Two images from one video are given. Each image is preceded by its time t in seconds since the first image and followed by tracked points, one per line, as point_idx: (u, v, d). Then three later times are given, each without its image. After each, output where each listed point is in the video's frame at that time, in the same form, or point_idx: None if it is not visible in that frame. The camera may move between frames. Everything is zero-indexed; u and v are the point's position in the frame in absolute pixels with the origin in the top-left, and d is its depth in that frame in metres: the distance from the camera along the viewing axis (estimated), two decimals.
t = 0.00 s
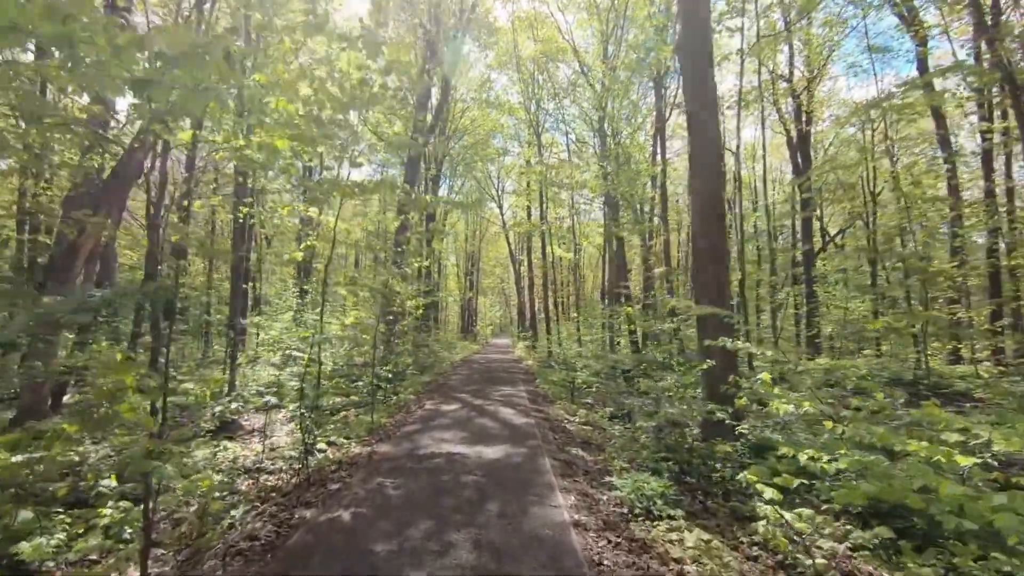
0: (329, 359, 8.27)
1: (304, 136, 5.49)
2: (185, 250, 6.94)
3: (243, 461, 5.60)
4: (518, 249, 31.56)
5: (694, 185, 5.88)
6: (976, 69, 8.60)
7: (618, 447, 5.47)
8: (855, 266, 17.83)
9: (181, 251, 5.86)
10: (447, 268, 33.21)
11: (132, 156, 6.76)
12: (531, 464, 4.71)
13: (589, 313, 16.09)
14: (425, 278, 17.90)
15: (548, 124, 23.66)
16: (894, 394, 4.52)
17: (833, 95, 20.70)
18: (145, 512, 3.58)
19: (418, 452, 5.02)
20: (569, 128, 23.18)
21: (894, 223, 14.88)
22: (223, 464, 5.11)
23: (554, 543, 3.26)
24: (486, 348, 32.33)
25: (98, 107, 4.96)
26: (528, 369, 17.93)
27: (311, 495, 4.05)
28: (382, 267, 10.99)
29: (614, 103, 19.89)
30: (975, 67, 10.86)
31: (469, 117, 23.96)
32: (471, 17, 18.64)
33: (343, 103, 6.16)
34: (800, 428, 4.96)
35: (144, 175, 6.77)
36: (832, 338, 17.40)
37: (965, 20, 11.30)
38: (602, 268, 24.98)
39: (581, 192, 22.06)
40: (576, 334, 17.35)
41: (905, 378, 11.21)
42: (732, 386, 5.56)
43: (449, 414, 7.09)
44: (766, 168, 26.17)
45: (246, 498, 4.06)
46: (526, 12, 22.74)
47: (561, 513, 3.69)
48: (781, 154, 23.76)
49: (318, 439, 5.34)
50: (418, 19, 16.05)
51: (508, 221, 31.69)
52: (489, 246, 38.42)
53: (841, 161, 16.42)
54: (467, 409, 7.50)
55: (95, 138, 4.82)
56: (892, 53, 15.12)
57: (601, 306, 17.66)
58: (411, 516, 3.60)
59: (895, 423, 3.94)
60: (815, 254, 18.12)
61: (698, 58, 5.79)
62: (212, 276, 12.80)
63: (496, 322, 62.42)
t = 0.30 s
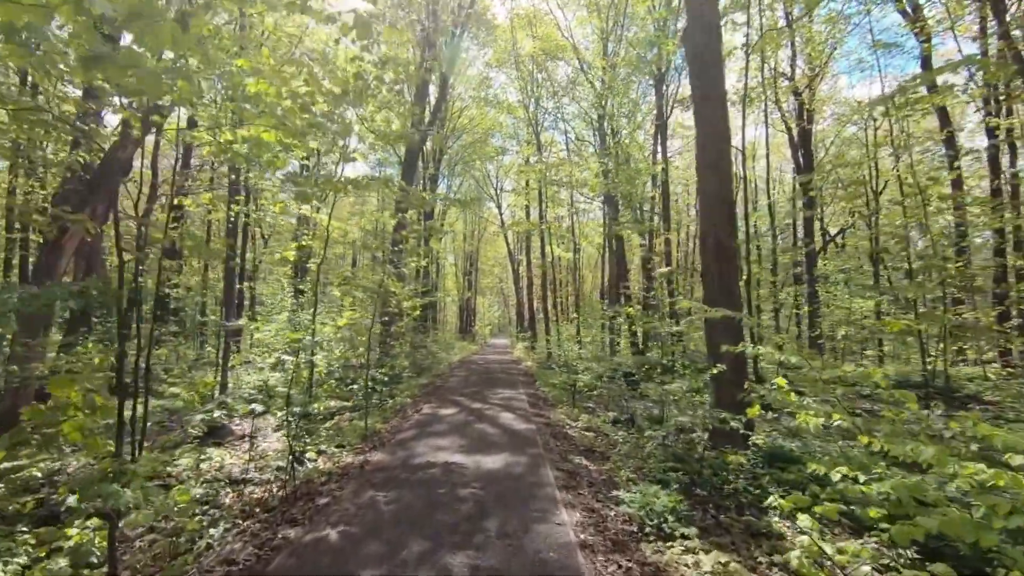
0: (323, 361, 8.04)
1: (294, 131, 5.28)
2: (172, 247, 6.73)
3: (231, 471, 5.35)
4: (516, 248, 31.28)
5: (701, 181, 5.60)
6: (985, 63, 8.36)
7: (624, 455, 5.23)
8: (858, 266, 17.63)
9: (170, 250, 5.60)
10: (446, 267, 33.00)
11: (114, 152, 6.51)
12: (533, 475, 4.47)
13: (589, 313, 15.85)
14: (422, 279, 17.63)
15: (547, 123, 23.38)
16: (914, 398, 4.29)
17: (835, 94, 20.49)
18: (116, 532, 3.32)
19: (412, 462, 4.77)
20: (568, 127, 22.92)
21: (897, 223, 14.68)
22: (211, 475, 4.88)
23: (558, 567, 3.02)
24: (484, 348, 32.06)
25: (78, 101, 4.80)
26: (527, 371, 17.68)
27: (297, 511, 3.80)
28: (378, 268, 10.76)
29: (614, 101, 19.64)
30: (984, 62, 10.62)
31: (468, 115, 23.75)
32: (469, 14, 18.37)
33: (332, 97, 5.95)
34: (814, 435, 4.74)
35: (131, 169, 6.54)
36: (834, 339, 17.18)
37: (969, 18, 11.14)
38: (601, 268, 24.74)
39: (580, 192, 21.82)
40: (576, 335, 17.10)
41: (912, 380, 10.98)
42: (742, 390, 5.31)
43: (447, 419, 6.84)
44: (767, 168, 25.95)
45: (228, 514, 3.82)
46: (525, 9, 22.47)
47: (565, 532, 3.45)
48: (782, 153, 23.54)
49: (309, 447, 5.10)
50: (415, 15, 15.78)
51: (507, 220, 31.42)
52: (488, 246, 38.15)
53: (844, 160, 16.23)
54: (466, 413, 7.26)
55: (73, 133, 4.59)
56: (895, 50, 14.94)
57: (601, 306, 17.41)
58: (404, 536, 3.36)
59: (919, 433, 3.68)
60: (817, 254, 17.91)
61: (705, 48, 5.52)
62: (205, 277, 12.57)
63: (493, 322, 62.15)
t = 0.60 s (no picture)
0: (315, 361, 7.79)
1: (285, 119, 5.05)
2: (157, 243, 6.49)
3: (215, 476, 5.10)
4: (515, 248, 31.03)
5: (707, 170, 5.30)
6: (995, 55, 8.14)
7: (628, 459, 4.99)
8: (860, 265, 17.41)
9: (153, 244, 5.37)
10: (444, 267, 32.76)
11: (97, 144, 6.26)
12: (533, 482, 4.23)
13: (587, 312, 15.63)
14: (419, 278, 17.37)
15: (545, 121, 23.15)
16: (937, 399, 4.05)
17: (837, 90, 20.25)
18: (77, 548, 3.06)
19: (405, 468, 4.53)
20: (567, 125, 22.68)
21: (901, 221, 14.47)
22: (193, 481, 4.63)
23: None
24: (483, 348, 31.82)
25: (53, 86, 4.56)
26: (525, 371, 17.43)
27: (280, 521, 3.56)
28: (373, 265, 10.51)
29: (613, 99, 19.41)
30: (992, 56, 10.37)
31: (466, 113, 23.50)
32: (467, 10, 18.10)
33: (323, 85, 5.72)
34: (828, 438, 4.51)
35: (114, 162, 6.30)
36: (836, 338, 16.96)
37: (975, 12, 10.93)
38: (601, 267, 24.49)
39: (579, 190, 21.58)
40: (575, 335, 16.85)
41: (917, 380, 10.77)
42: (751, 390, 5.07)
43: (443, 420, 6.58)
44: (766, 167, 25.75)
45: (208, 526, 3.57)
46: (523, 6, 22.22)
47: (567, 546, 3.21)
48: (782, 152, 23.34)
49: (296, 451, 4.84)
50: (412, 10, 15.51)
51: (505, 219, 31.18)
52: (486, 246, 37.89)
53: (847, 158, 16.02)
54: (463, 414, 7.02)
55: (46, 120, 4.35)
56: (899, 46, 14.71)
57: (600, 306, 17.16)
58: (393, 551, 3.12)
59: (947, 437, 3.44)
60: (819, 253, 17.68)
61: (712, 32, 5.22)
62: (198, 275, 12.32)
63: (492, 323, 61.87)
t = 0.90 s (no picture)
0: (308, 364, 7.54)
1: (274, 113, 4.81)
2: (144, 243, 6.27)
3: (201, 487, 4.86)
4: (514, 248, 30.77)
5: (716, 165, 5.06)
6: (1008, 49, 7.91)
7: (634, 469, 4.74)
8: (864, 265, 17.18)
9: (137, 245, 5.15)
10: (443, 267, 32.55)
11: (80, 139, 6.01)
12: (535, 495, 3.99)
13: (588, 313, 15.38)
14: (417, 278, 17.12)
15: (544, 119, 22.87)
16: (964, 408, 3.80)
17: (840, 88, 20.02)
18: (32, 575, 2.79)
19: (399, 480, 4.28)
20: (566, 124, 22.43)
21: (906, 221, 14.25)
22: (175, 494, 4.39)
23: None
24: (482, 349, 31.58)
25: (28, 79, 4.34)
26: (524, 372, 17.17)
27: (261, 543, 3.30)
28: (369, 265, 10.26)
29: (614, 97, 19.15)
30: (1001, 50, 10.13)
31: (464, 112, 23.24)
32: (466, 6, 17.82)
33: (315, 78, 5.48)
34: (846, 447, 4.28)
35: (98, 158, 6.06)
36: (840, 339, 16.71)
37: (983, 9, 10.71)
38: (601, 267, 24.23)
39: (579, 189, 21.30)
40: (575, 336, 16.60)
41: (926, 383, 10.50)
42: (762, 396, 4.83)
43: (440, 426, 6.34)
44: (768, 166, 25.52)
45: (183, 547, 3.31)
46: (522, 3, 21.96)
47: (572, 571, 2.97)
48: (785, 151, 23.10)
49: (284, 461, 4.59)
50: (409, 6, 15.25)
51: (504, 219, 30.92)
52: (485, 246, 37.61)
53: (850, 157, 15.80)
54: (461, 420, 6.79)
55: (20, 114, 4.14)
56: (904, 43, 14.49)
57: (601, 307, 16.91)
58: None
59: (982, 452, 3.19)
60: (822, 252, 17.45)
61: (722, 20, 4.98)
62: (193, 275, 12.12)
63: (491, 323, 61.57)
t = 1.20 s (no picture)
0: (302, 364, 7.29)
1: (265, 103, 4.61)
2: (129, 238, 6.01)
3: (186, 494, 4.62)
4: (514, 247, 30.50)
5: (728, 155, 4.82)
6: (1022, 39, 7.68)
7: (643, 476, 4.50)
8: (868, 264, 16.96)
9: (121, 238, 4.91)
10: (442, 266, 32.29)
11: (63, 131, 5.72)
12: (539, 504, 3.76)
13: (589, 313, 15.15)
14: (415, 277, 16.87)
15: (544, 117, 22.62)
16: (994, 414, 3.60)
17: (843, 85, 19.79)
18: None
19: (395, 487, 4.05)
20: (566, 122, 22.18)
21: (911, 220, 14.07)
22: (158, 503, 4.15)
23: None
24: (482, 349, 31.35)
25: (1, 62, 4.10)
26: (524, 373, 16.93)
27: (244, 558, 3.07)
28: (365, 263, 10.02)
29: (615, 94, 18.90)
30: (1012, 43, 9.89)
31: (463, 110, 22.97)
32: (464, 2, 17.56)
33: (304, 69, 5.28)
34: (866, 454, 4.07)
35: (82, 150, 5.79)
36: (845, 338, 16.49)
37: (990, 5, 10.51)
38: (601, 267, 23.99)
39: (579, 188, 21.06)
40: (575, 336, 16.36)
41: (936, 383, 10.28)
42: (779, 400, 4.61)
43: (439, 429, 6.10)
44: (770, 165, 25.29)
45: (161, 561, 3.07)
46: None
47: None
48: (787, 149, 22.88)
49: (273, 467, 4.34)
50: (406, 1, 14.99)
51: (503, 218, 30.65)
52: (484, 246, 37.34)
53: (854, 156, 15.61)
54: (461, 422, 6.55)
55: None
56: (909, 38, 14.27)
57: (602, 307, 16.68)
58: None
59: (1018, 462, 3.00)
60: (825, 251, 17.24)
61: (734, 4, 4.75)
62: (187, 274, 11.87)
63: (490, 323, 61.31)
